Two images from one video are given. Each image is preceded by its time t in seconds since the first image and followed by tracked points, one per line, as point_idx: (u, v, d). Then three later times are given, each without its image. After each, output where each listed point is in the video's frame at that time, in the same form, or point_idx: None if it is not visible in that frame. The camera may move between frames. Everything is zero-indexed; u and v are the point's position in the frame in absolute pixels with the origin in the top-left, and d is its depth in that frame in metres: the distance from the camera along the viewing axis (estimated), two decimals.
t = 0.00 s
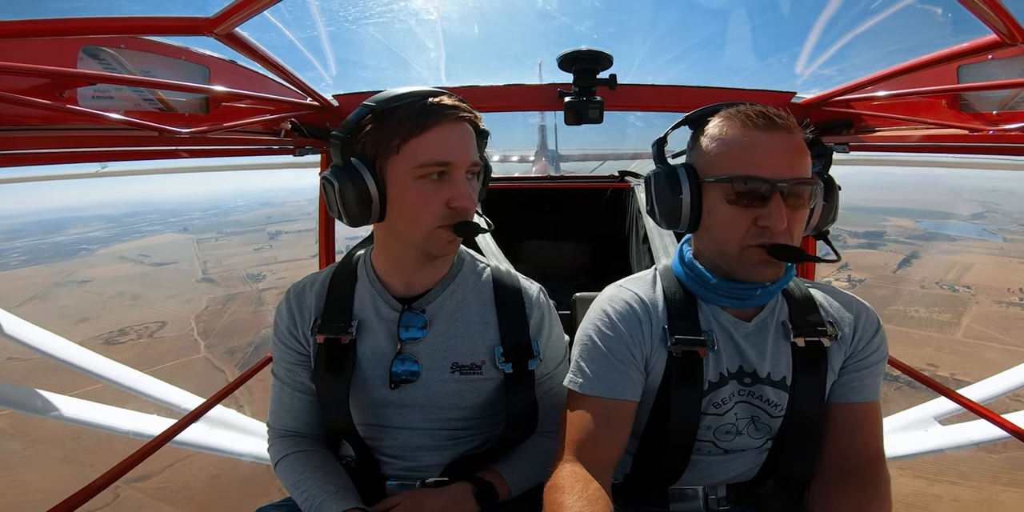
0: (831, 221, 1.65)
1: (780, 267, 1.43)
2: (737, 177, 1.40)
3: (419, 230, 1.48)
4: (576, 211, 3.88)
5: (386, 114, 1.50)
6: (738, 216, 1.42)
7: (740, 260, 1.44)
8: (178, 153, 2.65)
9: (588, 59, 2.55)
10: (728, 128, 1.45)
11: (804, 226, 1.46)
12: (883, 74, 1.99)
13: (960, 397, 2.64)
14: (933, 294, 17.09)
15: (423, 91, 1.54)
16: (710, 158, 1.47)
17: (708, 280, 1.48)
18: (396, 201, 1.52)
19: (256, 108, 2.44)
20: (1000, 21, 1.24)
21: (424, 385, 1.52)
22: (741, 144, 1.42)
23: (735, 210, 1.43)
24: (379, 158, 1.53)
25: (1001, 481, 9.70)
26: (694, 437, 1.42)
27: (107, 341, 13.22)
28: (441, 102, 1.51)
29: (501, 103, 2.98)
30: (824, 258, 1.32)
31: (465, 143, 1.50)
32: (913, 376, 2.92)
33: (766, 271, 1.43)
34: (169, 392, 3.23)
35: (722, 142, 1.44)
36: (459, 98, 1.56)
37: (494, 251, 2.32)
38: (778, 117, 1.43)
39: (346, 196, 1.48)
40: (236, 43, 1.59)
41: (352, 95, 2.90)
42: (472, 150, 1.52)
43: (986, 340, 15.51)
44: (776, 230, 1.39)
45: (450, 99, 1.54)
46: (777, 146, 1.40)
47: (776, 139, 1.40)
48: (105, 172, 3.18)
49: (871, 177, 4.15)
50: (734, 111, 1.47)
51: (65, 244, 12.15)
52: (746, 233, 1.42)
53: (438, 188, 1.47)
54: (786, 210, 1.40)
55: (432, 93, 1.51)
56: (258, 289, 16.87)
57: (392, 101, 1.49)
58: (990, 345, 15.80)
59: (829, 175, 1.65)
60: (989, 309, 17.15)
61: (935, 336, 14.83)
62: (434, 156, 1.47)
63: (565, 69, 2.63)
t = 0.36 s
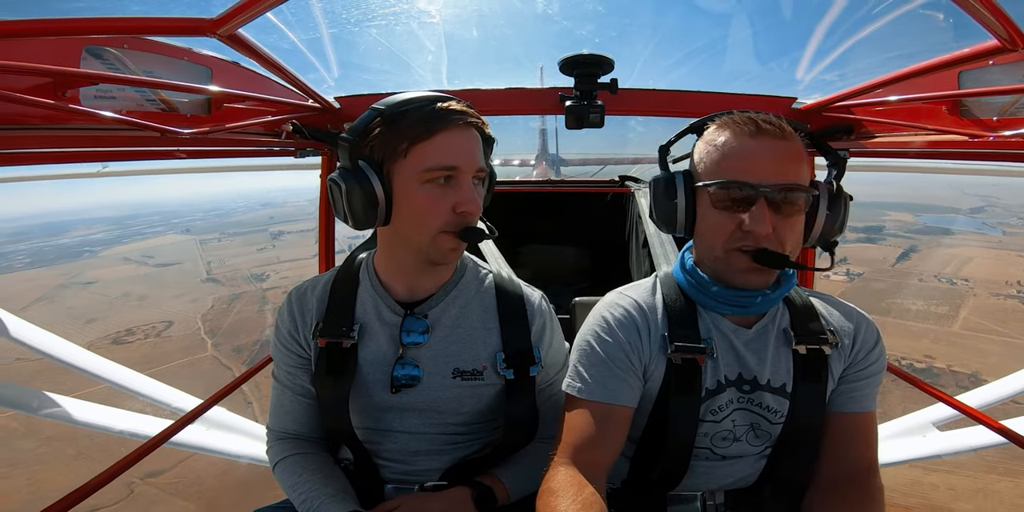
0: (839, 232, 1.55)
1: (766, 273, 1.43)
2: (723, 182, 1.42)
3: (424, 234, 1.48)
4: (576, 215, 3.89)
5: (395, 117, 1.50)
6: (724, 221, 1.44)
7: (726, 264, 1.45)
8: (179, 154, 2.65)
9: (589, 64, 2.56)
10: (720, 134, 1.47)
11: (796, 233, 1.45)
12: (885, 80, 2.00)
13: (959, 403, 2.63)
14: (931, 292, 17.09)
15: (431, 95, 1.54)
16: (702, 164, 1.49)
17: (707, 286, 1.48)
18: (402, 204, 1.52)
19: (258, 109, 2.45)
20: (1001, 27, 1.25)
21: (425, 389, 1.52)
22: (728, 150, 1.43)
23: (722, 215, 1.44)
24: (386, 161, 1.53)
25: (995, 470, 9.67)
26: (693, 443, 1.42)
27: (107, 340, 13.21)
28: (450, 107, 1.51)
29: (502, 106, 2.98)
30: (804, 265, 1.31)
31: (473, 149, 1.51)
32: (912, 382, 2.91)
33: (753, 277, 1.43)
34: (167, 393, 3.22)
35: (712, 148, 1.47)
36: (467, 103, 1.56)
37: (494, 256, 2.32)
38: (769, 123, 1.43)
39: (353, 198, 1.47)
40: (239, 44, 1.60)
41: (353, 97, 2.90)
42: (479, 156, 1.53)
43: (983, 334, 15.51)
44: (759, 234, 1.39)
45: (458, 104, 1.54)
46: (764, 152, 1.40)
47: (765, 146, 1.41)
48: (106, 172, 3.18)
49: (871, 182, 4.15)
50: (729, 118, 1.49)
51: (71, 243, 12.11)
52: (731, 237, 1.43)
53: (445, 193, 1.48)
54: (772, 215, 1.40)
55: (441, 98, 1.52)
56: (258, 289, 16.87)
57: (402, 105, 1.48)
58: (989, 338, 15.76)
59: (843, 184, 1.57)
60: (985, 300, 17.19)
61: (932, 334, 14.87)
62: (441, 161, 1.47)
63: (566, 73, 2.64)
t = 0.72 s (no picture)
0: (836, 229, 1.50)
1: (742, 262, 1.45)
2: (703, 173, 1.45)
3: (420, 232, 1.48)
4: (575, 214, 3.90)
5: (392, 113, 1.50)
6: (704, 211, 1.47)
7: (706, 253, 1.49)
8: (178, 152, 2.64)
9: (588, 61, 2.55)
10: (709, 128, 1.49)
11: (778, 225, 1.44)
12: (884, 76, 1.99)
13: (959, 401, 2.63)
14: (931, 286, 17.08)
15: (429, 92, 1.53)
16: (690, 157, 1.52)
17: (704, 281, 1.49)
18: (398, 201, 1.52)
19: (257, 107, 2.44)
20: (1001, 24, 1.24)
21: (425, 387, 1.52)
22: (710, 142, 1.46)
23: (703, 204, 1.47)
24: (383, 157, 1.53)
25: (992, 460, 9.54)
26: (694, 440, 1.42)
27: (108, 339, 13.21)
28: (447, 104, 1.50)
29: (502, 103, 2.98)
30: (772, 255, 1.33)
31: (469, 146, 1.50)
32: (912, 380, 2.91)
33: (731, 266, 1.46)
34: (167, 392, 3.21)
35: (698, 141, 1.50)
36: (464, 100, 1.55)
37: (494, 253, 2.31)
38: (756, 116, 1.44)
39: (348, 194, 1.47)
40: (236, 42, 1.59)
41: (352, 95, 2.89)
42: (475, 153, 1.52)
43: (983, 326, 15.51)
44: (733, 224, 1.41)
45: (455, 102, 1.53)
46: (745, 144, 1.41)
47: (746, 137, 1.42)
48: (105, 171, 3.17)
49: (872, 179, 4.14)
50: (719, 112, 1.50)
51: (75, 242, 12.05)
52: (709, 226, 1.47)
53: (440, 190, 1.48)
54: (748, 205, 1.41)
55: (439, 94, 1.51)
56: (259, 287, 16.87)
57: (399, 102, 1.47)
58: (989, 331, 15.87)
59: (845, 178, 1.52)
60: (985, 293, 17.18)
61: (931, 330, 14.92)
62: (437, 158, 1.47)
63: (565, 70, 2.63)
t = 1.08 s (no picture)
0: (848, 228, 1.51)
1: (760, 269, 1.45)
2: (722, 179, 1.43)
3: (403, 234, 1.48)
4: (575, 213, 3.92)
5: (380, 113, 1.50)
6: (721, 215, 1.46)
7: (722, 258, 1.49)
8: (176, 153, 2.63)
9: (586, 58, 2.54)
10: (726, 130, 1.46)
11: (797, 230, 1.44)
12: (879, 72, 2.00)
13: (959, 395, 2.64)
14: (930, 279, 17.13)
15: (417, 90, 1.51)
16: (706, 160, 1.50)
17: (713, 279, 1.49)
18: (383, 200, 1.53)
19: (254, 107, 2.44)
20: (998, 19, 1.24)
21: (427, 385, 1.52)
22: (729, 145, 1.44)
23: (720, 209, 1.46)
24: (370, 156, 1.54)
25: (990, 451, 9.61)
26: (698, 435, 1.42)
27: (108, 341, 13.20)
28: (433, 104, 1.48)
29: (500, 101, 2.97)
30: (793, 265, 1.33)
31: (454, 146, 1.47)
32: (913, 374, 2.92)
33: (748, 272, 1.46)
34: (168, 393, 3.21)
35: (715, 143, 1.47)
36: (457, 97, 1.51)
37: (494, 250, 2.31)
38: (774, 119, 1.41)
39: (335, 193, 1.53)
40: (233, 42, 1.58)
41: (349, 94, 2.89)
42: (462, 153, 1.48)
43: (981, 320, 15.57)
44: (752, 231, 1.41)
45: (444, 100, 1.50)
46: (765, 150, 1.40)
47: (766, 143, 1.40)
48: (102, 173, 3.16)
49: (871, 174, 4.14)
50: (736, 112, 1.47)
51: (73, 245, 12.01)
52: (726, 231, 1.46)
53: (422, 191, 1.46)
54: (768, 212, 1.40)
55: (426, 93, 1.48)
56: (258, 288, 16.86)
57: (384, 101, 1.46)
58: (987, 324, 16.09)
59: (857, 177, 1.53)
60: (983, 287, 17.31)
61: (930, 324, 14.97)
62: (419, 159, 1.45)
63: (563, 67, 2.62)
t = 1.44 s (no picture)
0: (848, 228, 1.50)
1: (756, 267, 1.45)
2: (716, 178, 1.44)
3: (393, 233, 1.48)
4: (574, 212, 3.90)
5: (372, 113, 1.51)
6: (716, 214, 1.47)
7: (717, 256, 1.50)
8: (175, 156, 2.63)
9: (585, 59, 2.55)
10: (721, 129, 1.47)
11: (793, 228, 1.44)
12: (876, 72, 2.01)
13: (960, 394, 2.64)
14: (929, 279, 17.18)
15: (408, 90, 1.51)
16: (701, 159, 1.51)
17: (712, 279, 1.49)
18: (375, 200, 1.53)
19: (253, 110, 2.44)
20: (993, 19, 1.25)
21: (427, 387, 1.51)
22: (724, 144, 1.44)
23: (715, 207, 1.47)
24: (362, 156, 1.55)
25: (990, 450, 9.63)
26: (700, 435, 1.42)
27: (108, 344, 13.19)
28: (422, 102, 1.48)
29: (498, 103, 2.98)
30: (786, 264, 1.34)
31: (442, 145, 1.46)
32: (914, 374, 2.92)
33: (743, 270, 1.47)
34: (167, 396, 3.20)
35: (711, 143, 1.48)
36: (448, 97, 1.51)
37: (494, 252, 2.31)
38: (768, 118, 1.41)
39: (331, 192, 1.56)
40: (231, 45, 1.58)
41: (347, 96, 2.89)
42: (451, 152, 1.47)
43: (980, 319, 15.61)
44: (745, 230, 1.42)
45: (434, 100, 1.50)
46: (758, 149, 1.40)
47: (758, 142, 1.40)
48: (100, 176, 3.16)
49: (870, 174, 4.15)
50: (732, 112, 1.47)
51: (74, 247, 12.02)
52: (721, 230, 1.47)
53: (411, 190, 1.45)
54: (761, 210, 1.41)
55: (415, 92, 1.49)
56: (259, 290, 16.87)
57: (374, 101, 1.46)
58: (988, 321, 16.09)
59: (858, 176, 1.52)
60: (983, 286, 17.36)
61: (929, 322, 15.01)
62: (407, 158, 1.45)
63: (561, 69, 2.63)
